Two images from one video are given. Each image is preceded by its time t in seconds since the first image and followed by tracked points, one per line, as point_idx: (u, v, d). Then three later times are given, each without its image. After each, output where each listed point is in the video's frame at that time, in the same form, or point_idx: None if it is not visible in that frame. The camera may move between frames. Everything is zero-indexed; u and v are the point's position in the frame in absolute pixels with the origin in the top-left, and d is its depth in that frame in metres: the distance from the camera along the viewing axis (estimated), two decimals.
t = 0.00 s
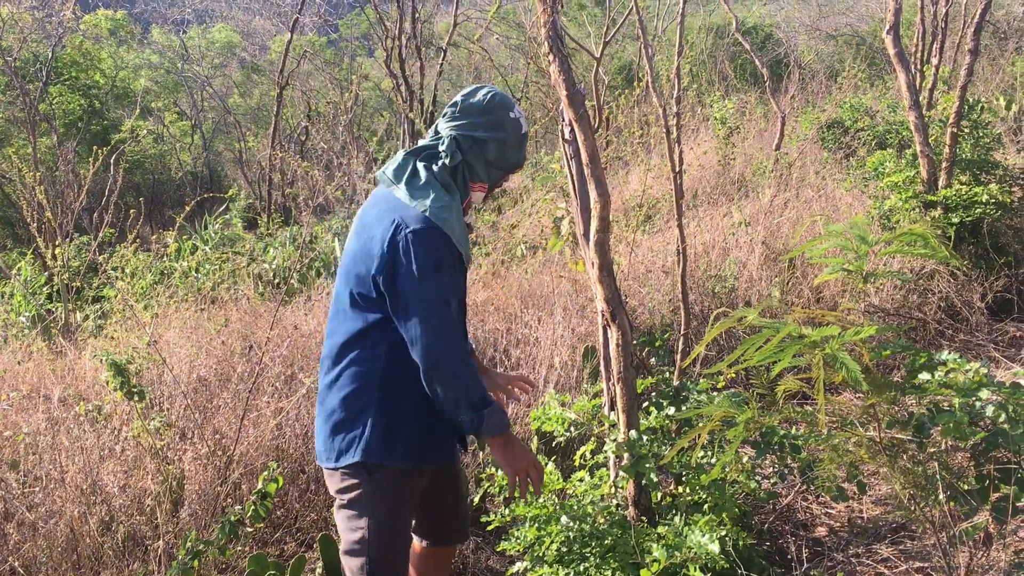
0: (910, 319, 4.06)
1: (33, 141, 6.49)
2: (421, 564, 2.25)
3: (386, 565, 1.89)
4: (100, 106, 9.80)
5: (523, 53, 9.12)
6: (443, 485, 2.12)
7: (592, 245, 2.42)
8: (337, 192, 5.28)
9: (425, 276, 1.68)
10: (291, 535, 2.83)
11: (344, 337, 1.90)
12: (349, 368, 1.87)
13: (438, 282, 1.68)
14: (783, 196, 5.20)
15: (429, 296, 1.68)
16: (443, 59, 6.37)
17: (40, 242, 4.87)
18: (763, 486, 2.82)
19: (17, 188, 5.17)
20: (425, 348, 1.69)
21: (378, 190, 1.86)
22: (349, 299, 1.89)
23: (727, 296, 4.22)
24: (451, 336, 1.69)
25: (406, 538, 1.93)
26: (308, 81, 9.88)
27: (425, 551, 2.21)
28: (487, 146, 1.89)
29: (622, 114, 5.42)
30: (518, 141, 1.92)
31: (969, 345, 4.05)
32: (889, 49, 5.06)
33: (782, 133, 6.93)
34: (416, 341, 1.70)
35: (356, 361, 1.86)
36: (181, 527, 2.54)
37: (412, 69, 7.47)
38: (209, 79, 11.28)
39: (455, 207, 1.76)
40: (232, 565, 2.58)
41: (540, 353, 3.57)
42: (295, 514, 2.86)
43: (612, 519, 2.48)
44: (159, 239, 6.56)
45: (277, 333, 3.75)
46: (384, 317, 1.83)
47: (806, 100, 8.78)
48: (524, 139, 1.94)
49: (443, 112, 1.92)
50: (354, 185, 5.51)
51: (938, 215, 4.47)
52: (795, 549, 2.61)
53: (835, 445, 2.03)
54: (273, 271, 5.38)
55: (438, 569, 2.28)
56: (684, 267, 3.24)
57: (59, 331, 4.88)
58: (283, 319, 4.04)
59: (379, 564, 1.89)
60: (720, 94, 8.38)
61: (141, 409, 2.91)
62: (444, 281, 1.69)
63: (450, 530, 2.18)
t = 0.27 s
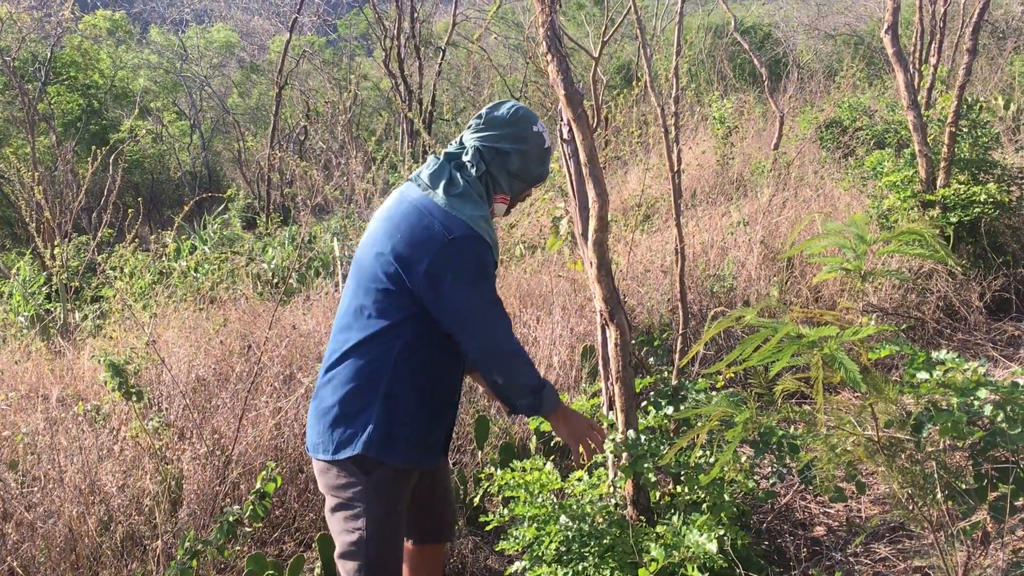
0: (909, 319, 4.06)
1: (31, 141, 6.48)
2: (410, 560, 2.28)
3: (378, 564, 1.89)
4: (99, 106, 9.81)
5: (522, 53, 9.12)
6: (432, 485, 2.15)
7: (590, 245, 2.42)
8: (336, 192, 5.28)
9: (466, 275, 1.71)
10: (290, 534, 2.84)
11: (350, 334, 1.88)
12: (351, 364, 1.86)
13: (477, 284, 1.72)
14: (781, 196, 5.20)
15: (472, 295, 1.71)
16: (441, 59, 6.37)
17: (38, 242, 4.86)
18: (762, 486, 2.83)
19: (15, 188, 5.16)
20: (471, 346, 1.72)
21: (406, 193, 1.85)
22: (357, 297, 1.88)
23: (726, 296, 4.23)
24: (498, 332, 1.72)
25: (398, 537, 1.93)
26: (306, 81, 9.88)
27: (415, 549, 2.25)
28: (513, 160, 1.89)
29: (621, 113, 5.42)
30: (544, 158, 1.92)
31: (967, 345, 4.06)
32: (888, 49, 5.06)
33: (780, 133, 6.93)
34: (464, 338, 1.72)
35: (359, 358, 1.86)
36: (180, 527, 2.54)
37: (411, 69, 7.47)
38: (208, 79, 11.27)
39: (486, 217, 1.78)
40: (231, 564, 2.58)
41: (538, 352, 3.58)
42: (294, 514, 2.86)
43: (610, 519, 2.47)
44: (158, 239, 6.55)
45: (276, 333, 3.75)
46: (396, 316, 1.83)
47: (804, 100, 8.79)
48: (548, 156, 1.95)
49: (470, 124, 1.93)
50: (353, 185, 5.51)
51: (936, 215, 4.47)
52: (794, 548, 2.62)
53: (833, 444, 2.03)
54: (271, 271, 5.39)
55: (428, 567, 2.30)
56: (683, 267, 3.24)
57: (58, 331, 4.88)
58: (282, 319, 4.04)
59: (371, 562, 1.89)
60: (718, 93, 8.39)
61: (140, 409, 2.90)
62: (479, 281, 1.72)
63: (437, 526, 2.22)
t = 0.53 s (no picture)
0: (909, 316, 4.06)
1: (30, 139, 6.48)
2: (415, 551, 2.28)
3: (385, 553, 1.93)
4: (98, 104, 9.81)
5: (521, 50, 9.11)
6: (438, 476, 2.15)
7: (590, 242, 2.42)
8: (335, 189, 5.28)
9: (484, 267, 1.70)
10: (290, 531, 2.85)
11: (365, 325, 1.88)
12: (362, 355, 1.86)
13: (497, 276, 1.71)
14: (781, 193, 5.20)
15: (491, 285, 1.70)
16: (441, 56, 6.36)
17: (38, 240, 4.86)
18: (761, 482, 2.83)
19: (15, 186, 5.17)
20: (496, 336, 1.72)
21: (422, 189, 1.83)
22: (371, 289, 1.88)
23: (725, 293, 4.23)
24: (522, 322, 1.71)
25: (403, 526, 1.96)
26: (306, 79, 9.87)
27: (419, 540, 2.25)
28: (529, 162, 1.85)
29: (620, 110, 5.42)
30: (561, 159, 1.88)
31: (967, 341, 4.06)
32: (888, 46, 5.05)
33: (780, 130, 6.93)
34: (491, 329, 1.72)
35: (371, 349, 1.86)
36: (180, 524, 2.54)
37: (410, 66, 7.46)
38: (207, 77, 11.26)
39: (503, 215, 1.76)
40: (230, 561, 2.58)
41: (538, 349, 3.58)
42: (294, 511, 2.86)
43: (610, 515, 2.48)
44: (157, 237, 6.55)
45: (275, 330, 3.75)
46: (410, 309, 1.82)
47: (805, 97, 8.78)
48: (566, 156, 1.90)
49: (485, 123, 1.89)
50: (352, 182, 5.50)
51: (936, 212, 4.47)
52: (793, 544, 2.62)
53: (831, 440, 2.02)
54: (271, 268, 5.39)
55: (432, 559, 2.31)
56: (682, 263, 3.24)
57: (57, 329, 4.89)
58: (282, 317, 4.04)
59: (377, 550, 1.92)
60: (718, 91, 8.38)
61: (141, 406, 2.91)
62: (499, 271, 1.72)
63: (443, 518, 2.23)
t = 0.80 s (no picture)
0: (906, 310, 4.06)
1: (27, 135, 6.47)
2: (425, 546, 2.27)
3: (387, 544, 1.93)
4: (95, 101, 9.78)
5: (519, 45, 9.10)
6: (446, 471, 2.14)
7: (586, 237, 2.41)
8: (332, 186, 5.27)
9: (468, 262, 1.68)
10: (287, 527, 2.85)
11: (367, 316, 1.90)
12: (365, 344, 1.87)
13: (482, 270, 1.69)
14: (778, 188, 5.20)
15: (476, 283, 1.68)
16: (438, 52, 6.35)
17: (35, 236, 4.86)
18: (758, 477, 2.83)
19: (11, 182, 5.16)
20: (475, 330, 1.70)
21: (418, 180, 1.84)
22: (373, 279, 1.90)
23: (722, 288, 4.23)
24: (498, 318, 1.68)
25: (407, 517, 1.96)
26: (303, 75, 9.85)
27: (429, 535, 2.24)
28: (525, 149, 1.82)
29: (617, 105, 5.41)
30: (560, 148, 1.84)
31: (964, 336, 4.06)
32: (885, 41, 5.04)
33: (777, 125, 6.92)
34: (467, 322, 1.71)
35: (373, 338, 1.87)
36: (176, 520, 2.54)
37: (407, 62, 7.44)
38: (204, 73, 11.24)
39: (491, 207, 1.73)
40: (227, 558, 2.58)
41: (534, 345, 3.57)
42: (290, 507, 2.87)
43: (606, 511, 2.48)
44: (154, 233, 6.54)
45: (272, 326, 3.75)
46: (408, 298, 1.83)
47: (802, 92, 8.78)
48: (568, 146, 1.86)
49: (485, 111, 1.89)
50: (350, 178, 5.49)
51: (933, 207, 4.47)
52: (789, 539, 2.63)
53: (828, 435, 2.02)
54: (269, 265, 5.38)
55: (440, 556, 2.29)
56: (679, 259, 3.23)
57: (54, 326, 4.89)
58: (278, 313, 4.03)
59: (380, 541, 1.92)
60: (716, 86, 8.37)
61: (137, 403, 2.91)
62: (487, 265, 1.69)
63: (453, 513, 2.21)
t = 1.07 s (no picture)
0: (900, 306, 4.07)
1: (20, 133, 6.45)
2: (440, 548, 2.23)
3: (388, 537, 1.92)
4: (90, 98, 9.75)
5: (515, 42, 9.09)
6: (457, 466, 2.11)
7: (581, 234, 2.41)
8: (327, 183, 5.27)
9: (401, 244, 1.71)
10: (282, 524, 2.85)
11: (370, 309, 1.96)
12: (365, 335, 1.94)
13: (413, 253, 1.71)
14: (774, 185, 5.20)
15: (402, 267, 1.70)
16: (433, 48, 6.33)
17: (29, 234, 4.84)
18: (753, 473, 2.84)
19: (5, 180, 5.14)
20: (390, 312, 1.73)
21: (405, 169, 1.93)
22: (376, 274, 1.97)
23: (718, 284, 4.23)
24: (398, 299, 1.70)
25: (410, 514, 1.93)
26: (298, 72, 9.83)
27: (441, 535, 2.20)
28: (490, 120, 1.85)
29: (613, 102, 5.41)
30: (526, 107, 1.84)
31: (959, 332, 4.07)
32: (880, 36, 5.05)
33: (773, 122, 6.93)
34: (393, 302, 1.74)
35: (371, 328, 1.92)
36: (171, 518, 2.53)
37: (402, 59, 7.42)
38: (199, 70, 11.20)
39: (448, 183, 1.74)
40: (222, 555, 2.57)
41: (529, 341, 3.58)
42: (286, 504, 2.87)
43: (601, 507, 2.48)
44: (150, 231, 6.53)
45: (267, 324, 3.75)
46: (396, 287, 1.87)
47: (798, 88, 8.78)
48: (537, 106, 1.86)
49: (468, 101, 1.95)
50: (345, 175, 5.48)
51: (928, 203, 4.47)
52: (784, 535, 2.63)
53: (821, 430, 2.01)
54: (264, 262, 5.38)
55: (453, 556, 2.25)
56: (674, 255, 3.24)
57: (49, 323, 4.88)
58: (273, 310, 4.03)
59: (380, 536, 1.92)
60: (712, 82, 8.37)
61: (131, 400, 2.90)
62: (422, 250, 1.72)
63: (467, 511, 2.16)
